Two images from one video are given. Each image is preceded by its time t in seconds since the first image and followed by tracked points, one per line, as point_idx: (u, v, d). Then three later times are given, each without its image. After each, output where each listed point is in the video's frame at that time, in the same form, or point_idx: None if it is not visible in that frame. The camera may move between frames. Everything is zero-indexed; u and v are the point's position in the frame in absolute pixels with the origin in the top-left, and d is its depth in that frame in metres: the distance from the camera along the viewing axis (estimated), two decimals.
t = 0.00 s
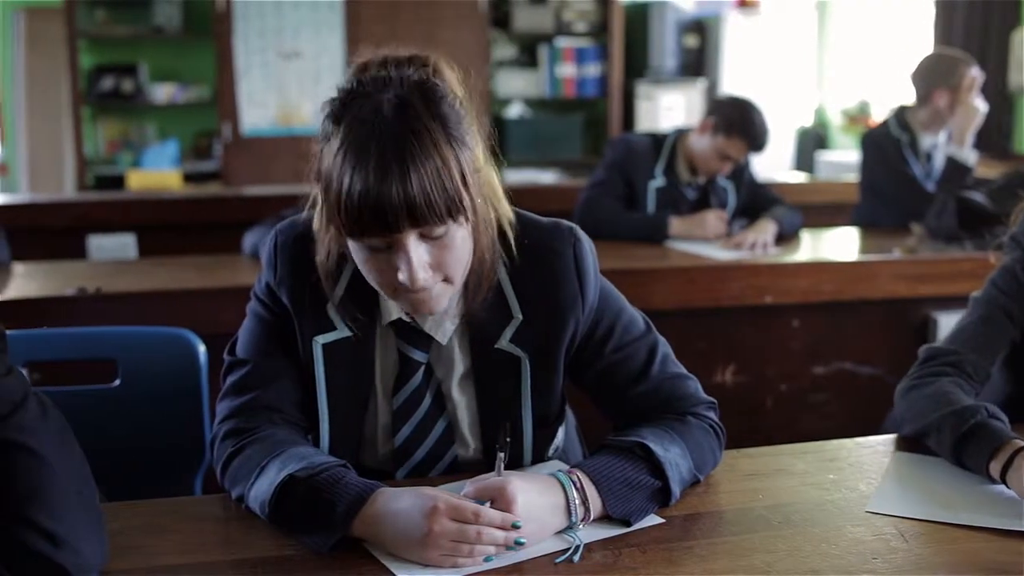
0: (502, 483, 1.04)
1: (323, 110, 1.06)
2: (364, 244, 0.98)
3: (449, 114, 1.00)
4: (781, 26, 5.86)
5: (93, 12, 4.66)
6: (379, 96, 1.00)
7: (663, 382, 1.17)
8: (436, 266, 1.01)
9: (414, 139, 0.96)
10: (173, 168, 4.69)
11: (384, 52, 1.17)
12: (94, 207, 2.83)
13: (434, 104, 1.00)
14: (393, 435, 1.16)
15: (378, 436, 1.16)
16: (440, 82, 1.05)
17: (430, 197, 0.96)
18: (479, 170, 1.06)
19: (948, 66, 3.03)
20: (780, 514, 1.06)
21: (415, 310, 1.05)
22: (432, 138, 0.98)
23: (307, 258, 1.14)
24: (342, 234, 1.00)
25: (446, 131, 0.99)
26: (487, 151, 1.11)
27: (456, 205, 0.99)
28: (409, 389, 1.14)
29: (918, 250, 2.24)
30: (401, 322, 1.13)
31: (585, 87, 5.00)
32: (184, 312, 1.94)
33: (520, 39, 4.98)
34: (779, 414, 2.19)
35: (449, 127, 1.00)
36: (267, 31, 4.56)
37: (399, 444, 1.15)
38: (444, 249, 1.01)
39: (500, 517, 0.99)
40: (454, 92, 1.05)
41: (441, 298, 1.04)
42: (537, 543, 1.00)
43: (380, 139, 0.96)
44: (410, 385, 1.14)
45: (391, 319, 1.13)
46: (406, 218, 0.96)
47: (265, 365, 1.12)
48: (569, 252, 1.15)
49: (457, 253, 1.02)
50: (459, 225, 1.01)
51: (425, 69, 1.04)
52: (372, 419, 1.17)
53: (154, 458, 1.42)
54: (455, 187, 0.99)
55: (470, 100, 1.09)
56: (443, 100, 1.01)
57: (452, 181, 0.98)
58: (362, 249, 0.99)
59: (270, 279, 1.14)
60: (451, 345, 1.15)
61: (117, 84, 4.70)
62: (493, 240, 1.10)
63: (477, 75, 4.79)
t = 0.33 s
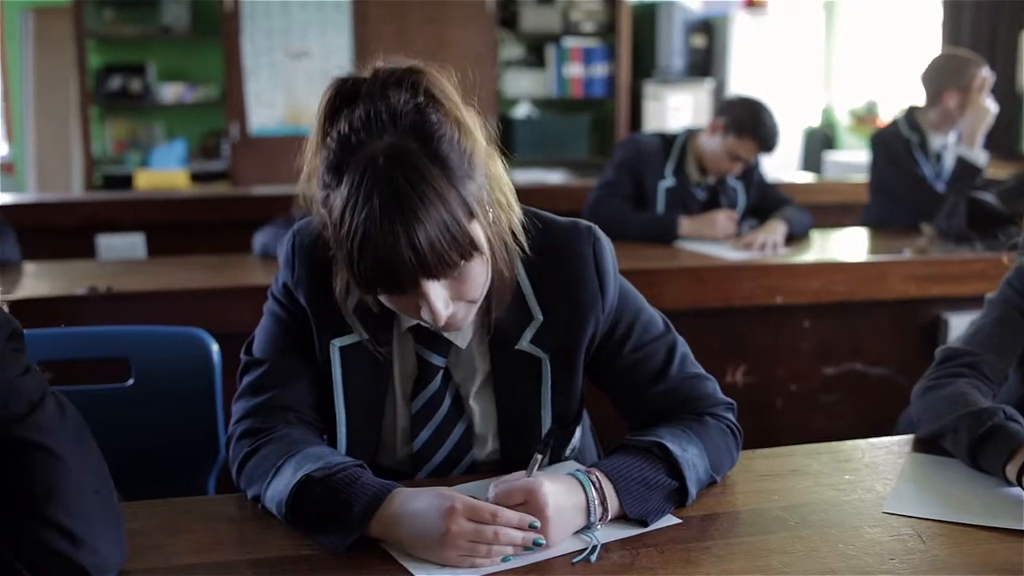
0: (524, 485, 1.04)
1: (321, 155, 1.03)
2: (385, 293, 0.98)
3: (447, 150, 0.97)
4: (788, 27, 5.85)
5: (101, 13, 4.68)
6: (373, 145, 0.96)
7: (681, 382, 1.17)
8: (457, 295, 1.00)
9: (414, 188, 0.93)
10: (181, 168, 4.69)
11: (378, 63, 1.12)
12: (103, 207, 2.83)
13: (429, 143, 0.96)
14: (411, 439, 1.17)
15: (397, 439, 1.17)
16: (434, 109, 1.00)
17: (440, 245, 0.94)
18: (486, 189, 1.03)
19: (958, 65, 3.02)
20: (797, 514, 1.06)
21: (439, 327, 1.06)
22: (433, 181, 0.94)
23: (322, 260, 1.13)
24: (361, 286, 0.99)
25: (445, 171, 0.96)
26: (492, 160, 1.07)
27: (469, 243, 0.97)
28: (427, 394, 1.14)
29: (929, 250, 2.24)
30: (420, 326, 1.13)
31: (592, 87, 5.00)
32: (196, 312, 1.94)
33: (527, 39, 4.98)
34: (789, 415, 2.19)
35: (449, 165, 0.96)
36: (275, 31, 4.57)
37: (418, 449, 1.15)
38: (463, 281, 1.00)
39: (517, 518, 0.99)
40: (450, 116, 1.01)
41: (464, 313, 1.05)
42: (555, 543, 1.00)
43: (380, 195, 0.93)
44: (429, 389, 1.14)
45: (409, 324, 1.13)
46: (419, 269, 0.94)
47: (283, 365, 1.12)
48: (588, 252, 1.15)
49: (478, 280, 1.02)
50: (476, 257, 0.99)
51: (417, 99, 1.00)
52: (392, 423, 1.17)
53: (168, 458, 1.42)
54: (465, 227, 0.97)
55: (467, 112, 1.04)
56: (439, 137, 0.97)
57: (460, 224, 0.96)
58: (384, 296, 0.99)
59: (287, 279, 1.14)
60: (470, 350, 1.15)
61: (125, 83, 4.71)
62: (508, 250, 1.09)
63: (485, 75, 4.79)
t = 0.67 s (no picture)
0: (537, 483, 1.05)
1: (312, 196, 1.02)
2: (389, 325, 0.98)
3: (431, 177, 0.94)
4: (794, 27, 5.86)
5: (108, 13, 4.69)
6: (355, 182, 0.95)
7: (698, 382, 1.17)
8: (461, 314, 1.00)
9: (398, 219, 0.91)
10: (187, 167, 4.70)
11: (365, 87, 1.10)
12: (110, 206, 2.84)
13: (411, 172, 0.93)
14: (430, 441, 1.17)
15: (414, 442, 1.18)
16: (418, 133, 0.98)
17: (433, 276, 0.93)
18: (481, 200, 1.00)
19: (966, 66, 3.02)
20: (811, 515, 1.05)
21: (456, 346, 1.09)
22: (418, 213, 0.92)
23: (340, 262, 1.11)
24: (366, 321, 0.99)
25: (431, 198, 0.93)
26: (485, 169, 1.04)
27: (465, 268, 0.96)
28: (445, 398, 1.15)
29: (937, 251, 2.24)
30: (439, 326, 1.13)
31: (598, 87, 4.99)
32: (206, 311, 1.94)
33: (533, 39, 4.98)
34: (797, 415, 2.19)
35: (434, 192, 0.93)
36: (281, 31, 4.58)
37: (436, 451, 1.16)
38: (467, 301, 0.99)
39: (533, 517, 0.99)
40: (431, 135, 0.98)
41: (477, 331, 1.06)
42: (569, 542, 1.01)
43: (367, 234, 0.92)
44: (446, 394, 1.15)
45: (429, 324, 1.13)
46: (414, 302, 0.93)
47: (298, 365, 1.13)
48: (606, 251, 1.15)
49: (482, 297, 1.01)
50: (476, 279, 0.98)
51: (398, 126, 0.98)
52: (409, 425, 1.19)
53: (180, 458, 1.42)
54: (459, 253, 0.95)
55: (452, 127, 1.02)
56: (420, 158, 0.95)
57: (452, 247, 0.94)
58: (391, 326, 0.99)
59: (304, 279, 1.13)
60: (489, 352, 1.15)
61: (131, 83, 4.71)
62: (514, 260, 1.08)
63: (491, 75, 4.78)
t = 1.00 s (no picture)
0: (553, 481, 1.05)
1: (318, 218, 1.03)
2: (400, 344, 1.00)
3: (433, 202, 0.94)
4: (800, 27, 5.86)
5: (115, 12, 4.70)
6: (357, 210, 0.95)
7: (715, 382, 1.17)
8: (472, 329, 1.02)
9: (400, 251, 0.92)
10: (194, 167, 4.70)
11: (368, 102, 1.09)
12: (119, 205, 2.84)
13: (412, 200, 0.93)
14: (447, 443, 1.18)
15: (431, 445, 1.18)
16: (419, 152, 0.97)
17: (438, 302, 0.94)
18: (487, 212, 1.00)
19: (975, 66, 3.02)
20: (828, 515, 1.06)
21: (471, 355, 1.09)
22: (421, 241, 0.93)
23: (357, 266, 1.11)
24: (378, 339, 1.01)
25: (434, 225, 0.93)
26: (491, 177, 1.03)
27: (471, 289, 0.97)
28: (462, 399, 1.16)
29: (948, 251, 2.24)
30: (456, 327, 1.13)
31: (606, 87, 4.99)
32: (217, 311, 1.94)
33: (540, 39, 4.98)
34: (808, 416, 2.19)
35: (437, 218, 0.93)
36: (289, 31, 4.59)
37: (454, 452, 1.17)
38: (476, 317, 1.01)
39: (551, 517, 0.99)
40: (431, 153, 0.97)
41: (492, 342, 1.07)
42: (586, 542, 1.01)
43: (372, 265, 0.93)
44: (463, 396, 1.16)
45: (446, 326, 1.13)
46: (421, 326, 0.96)
47: (315, 365, 1.14)
48: (623, 251, 1.15)
49: (493, 311, 1.02)
50: (484, 297, 0.99)
51: (399, 146, 0.97)
52: (427, 426, 1.19)
53: (195, 457, 1.42)
54: (464, 276, 0.96)
55: (452, 140, 1.00)
56: (420, 182, 0.94)
57: (456, 269, 0.95)
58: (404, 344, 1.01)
59: (320, 279, 1.14)
60: (506, 353, 1.15)
61: (138, 82, 4.72)
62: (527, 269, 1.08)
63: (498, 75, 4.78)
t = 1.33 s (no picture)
0: (570, 481, 1.05)
1: (337, 224, 1.03)
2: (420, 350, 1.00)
3: (454, 210, 0.93)
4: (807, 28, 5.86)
5: (124, 11, 4.70)
6: (376, 217, 0.95)
7: (731, 382, 1.17)
8: (491, 336, 1.02)
9: (420, 259, 0.92)
10: (202, 166, 4.71)
11: (386, 106, 1.09)
12: (129, 205, 2.84)
13: (432, 207, 0.93)
14: (464, 443, 1.18)
15: (448, 446, 1.18)
16: (439, 159, 0.96)
17: (458, 309, 0.94)
18: (506, 217, 0.99)
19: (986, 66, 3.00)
20: (845, 516, 1.06)
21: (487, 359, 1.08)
22: (441, 249, 0.92)
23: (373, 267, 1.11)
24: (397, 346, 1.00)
25: (454, 232, 0.93)
26: (509, 180, 1.03)
27: (491, 296, 0.96)
28: (478, 400, 1.16)
29: (960, 252, 2.24)
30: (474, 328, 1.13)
31: (613, 87, 4.99)
32: (230, 311, 1.94)
33: (548, 39, 4.99)
34: (819, 416, 2.19)
35: (457, 225, 0.93)
36: (297, 30, 4.59)
37: (471, 453, 1.17)
38: (496, 324, 1.00)
39: (570, 516, 0.99)
40: (451, 159, 0.96)
41: (511, 346, 1.07)
42: (604, 542, 1.01)
43: (391, 272, 0.93)
44: (480, 397, 1.16)
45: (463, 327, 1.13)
46: (440, 333, 0.95)
47: (332, 365, 1.14)
48: (640, 252, 1.14)
49: (511, 318, 1.01)
50: (504, 304, 0.99)
51: (419, 152, 0.97)
52: (444, 427, 1.19)
53: (211, 457, 1.42)
54: (483, 283, 0.95)
55: (471, 145, 1.00)
56: (440, 189, 0.93)
57: (476, 277, 0.94)
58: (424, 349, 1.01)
59: (337, 279, 1.13)
60: (523, 355, 1.15)
61: (146, 82, 4.72)
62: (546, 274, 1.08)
63: (505, 76, 4.78)
